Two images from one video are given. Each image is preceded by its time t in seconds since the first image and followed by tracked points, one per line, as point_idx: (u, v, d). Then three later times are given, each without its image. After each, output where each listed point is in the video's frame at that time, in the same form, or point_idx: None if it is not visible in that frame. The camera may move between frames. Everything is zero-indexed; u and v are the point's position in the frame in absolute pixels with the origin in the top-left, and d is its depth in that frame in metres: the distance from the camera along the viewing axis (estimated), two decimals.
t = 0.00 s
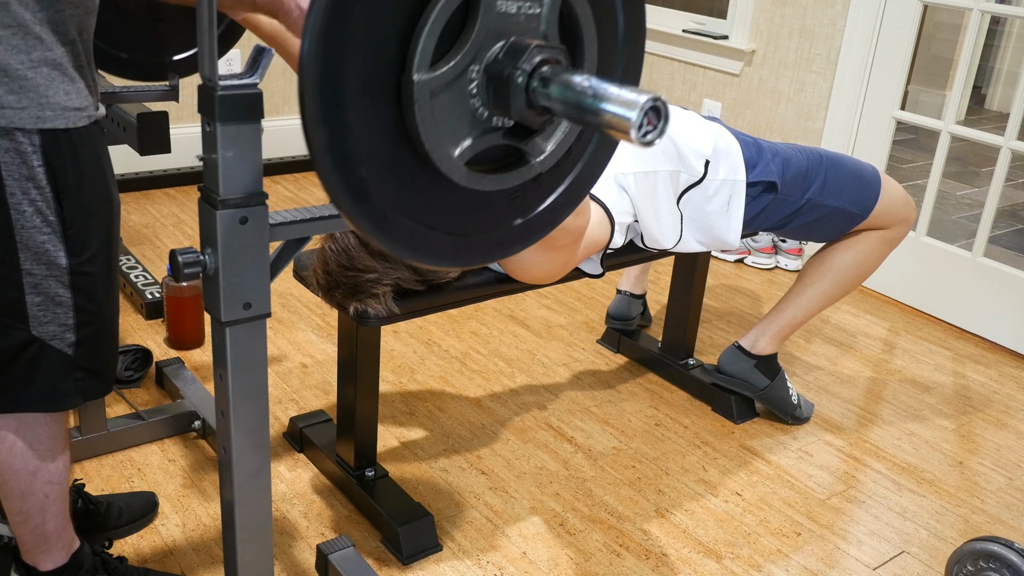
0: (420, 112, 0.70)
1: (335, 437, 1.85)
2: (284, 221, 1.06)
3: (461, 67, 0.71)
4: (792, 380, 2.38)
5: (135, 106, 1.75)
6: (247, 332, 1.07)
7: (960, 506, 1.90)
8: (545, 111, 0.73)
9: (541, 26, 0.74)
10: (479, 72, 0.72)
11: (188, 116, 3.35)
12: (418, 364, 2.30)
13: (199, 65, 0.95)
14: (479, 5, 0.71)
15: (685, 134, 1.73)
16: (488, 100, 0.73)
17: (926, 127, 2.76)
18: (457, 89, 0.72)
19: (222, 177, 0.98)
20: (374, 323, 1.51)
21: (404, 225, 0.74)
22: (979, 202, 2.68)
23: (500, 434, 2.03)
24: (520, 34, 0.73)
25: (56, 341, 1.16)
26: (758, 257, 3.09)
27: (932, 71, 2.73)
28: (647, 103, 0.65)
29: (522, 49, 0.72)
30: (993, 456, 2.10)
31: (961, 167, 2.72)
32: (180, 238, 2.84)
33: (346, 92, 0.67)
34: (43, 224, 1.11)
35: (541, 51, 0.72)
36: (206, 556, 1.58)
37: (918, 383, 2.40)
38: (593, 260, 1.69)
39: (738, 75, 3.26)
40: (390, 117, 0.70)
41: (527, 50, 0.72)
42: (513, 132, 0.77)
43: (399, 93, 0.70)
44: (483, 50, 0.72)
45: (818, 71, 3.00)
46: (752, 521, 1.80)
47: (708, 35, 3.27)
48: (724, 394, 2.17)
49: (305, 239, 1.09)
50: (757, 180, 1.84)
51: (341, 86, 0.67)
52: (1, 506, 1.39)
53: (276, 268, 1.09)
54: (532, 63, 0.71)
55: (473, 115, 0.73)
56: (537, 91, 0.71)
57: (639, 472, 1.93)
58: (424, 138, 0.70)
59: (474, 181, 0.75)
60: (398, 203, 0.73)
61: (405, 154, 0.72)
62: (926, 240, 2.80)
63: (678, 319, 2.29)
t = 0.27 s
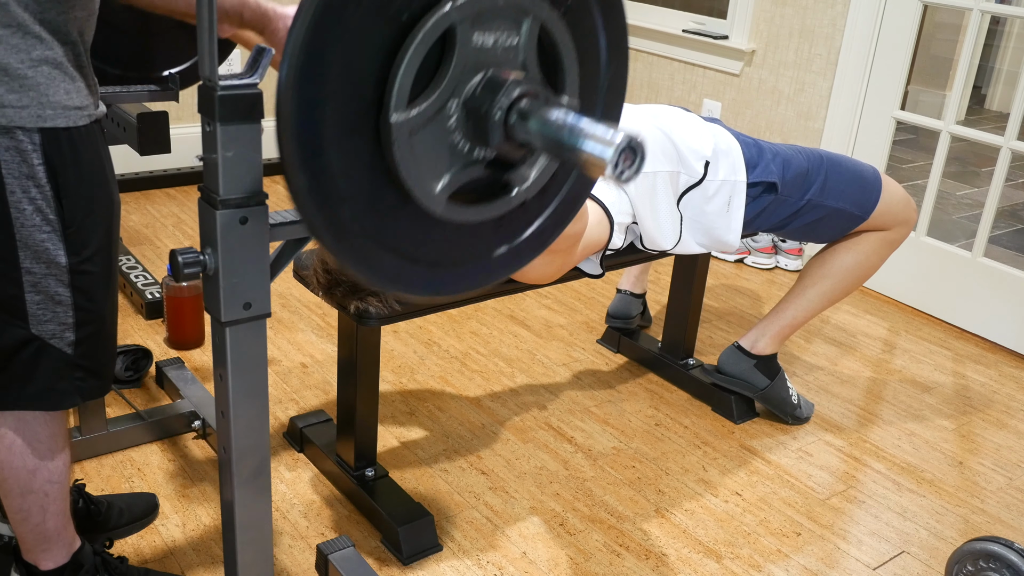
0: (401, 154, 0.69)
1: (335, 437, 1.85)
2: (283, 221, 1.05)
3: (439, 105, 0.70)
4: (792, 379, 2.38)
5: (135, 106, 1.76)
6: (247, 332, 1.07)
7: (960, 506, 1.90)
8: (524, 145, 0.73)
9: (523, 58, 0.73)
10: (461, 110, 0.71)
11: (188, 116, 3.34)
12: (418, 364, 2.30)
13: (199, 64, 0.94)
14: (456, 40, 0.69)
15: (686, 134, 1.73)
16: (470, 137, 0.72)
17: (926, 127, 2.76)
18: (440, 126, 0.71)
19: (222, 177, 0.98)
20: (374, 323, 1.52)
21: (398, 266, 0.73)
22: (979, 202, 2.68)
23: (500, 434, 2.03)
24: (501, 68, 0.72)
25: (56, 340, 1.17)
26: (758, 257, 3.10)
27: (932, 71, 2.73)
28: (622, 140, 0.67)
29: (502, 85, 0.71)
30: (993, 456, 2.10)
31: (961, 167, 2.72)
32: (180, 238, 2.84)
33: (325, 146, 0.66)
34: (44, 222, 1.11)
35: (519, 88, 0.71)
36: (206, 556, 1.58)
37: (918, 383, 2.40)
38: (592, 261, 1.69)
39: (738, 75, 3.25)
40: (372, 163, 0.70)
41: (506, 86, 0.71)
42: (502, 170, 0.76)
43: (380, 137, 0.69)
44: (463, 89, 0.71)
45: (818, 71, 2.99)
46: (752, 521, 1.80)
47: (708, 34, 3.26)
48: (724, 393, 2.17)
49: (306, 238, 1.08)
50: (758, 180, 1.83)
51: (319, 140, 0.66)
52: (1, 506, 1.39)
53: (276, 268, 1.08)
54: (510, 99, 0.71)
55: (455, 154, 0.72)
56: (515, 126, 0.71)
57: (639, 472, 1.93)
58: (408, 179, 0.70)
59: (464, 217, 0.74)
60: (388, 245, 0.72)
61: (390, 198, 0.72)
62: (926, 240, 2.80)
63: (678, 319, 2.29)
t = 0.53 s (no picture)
0: (356, 235, 0.73)
1: (335, 437, 1.85)
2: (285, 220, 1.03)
3: (394, 183, 0.74)
4: (792, 379, 2.38)
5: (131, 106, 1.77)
6: (246, 332, 1.07)
7: (960, 506, 1.90)
8: (476, 224, 0.77)
9: (481, 137, 0.76)
10: (415, 187, 0.75)
11: (188, 116, 3.34)
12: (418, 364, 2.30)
13: (199, 65, 0.93)
14: (412, 122, 0.73)
15: (686, 134, 1.73)
16: (424, 212, 0.76)
17: (926, 127, 2.76)
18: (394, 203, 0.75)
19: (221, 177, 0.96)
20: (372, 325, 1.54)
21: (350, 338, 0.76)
22: (980, 202, 2.68)
23: (499, 434, 2.03)
24: (458, 147, 0.76)
25: (51, 338, 1.17)
26: (758, 257, 3.10)
27: (932, 71, 2.73)
28: (571, 234, 0.72)
29: (458, 167, 0.75)
30: (993, 455, 2.10)
31: (962, 167, 2.72)
32: (181, 238, 2.85)
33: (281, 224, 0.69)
34: (41, 221, 1.11)
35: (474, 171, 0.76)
36: (206, 556, 1.58)
37: (918, 383, 2.40)
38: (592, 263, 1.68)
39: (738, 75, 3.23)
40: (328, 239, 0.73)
41: (462, 170, 0.75)
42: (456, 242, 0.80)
43: (335, 215, 0.72)
44: (419, 168, 0.75)
45: (818, 71, 2.99)
46: (752, 521, 1.80)
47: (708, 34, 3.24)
48: (724, 394, 2.17)
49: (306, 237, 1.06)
50: (758, 180, 1.83)
51: (274, 219, 0.69)
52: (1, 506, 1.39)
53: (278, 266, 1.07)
54: (465, 179, 0.76)
55: (410, 230, 0.76)
56: (470, 207, 0.76)
57: (639, 472, 1.93)
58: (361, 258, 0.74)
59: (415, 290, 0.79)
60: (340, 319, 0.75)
61: (345, 271, 0.75)
62: (926, 240, 2.80)
63: (678, 319, 2.29)
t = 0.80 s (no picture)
0: (319, 289, 0.75)
1: (335, 437, 1.85)
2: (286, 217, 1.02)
3: (361, 242, 0.75)
4: (792, 380, 2.38)
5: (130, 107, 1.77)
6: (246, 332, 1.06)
7: (961, 506, 1.90)
8: (440, 288, 0.78)
9: (454, 201, 0.78)
10: (385, 248, 0.77)
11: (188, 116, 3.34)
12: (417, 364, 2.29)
13: (199, 64, 0.94)
14: (384, 181, 0.74)
15: (685, 134, 1.73)
16: (391, 273, 0.77)
17: (926, 127, 2.77)
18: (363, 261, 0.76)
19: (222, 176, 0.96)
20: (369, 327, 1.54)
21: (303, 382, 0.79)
22: (980, 202, 2.68)
23: (499, 434, 2.03)
24: (431, 210, 0.77)
25: (47, 338, 1.16)
26: (758, 257, 3.10)
27: (931, 71, 2.73)
28: (529, 307, 0.70)
29: (426, 231, 0.76)
30: (993, 456, 2.10)
31: (962, 168, 2.72)
32: (180, 238, 2.84)
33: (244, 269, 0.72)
34: (38, 221, 1.11)
35: (440, 233, 0.77)
36: (206, 556, 1.58)
37: (918, 383, 2.40)
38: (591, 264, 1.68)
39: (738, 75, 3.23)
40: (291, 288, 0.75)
41: (429, 233, 0.76)
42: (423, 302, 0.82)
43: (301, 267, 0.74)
44: (390, 228, 0.76)
45: (818, 71, 2.98)
46: (752, 521, 1.80)
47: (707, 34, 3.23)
48: (724, 394, 2.17)
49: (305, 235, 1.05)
50: (757, 181, 1.83)
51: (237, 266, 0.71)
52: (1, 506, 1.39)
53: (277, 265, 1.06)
54: (430, 244, 0.76)
55: (375, 289, 0.77)
56: (434, 271, 0.77)
57: (639, 472, 1.93)
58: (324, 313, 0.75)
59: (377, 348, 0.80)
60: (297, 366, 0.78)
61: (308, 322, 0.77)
62: (926, 240, 2.80)
63: (678, 319, 2.29)
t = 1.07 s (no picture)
0: (308, 268, 0.90)
1: (335, 437, 1.85)
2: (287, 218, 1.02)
3: (354, 239, 0.92)
4: (792, 380, 2.38)
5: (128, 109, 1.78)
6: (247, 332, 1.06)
7: (961, 506, 1.90)
8: (429, 287, 0.92)
9: (440, 202, 0.96)
10: (374, 240, 0.93)
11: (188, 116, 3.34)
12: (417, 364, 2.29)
13: (199, 64, 0.94)
14: (380, 183, 0.91)
15: (688, 137, 1.74)
16: (379, 272, 0.94)
17: (926, 127, 2.77)
18: (351, 249, 0.92)
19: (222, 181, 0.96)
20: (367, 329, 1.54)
21: (272, 346, 0.93)
22: (979, 202, 2.68)
23: (499, 434, 2.03)
24: (419, 209, 0.95)
25: (49, 338, 1.16)
26: (758, 257, 3.09)
27: (931, 71, 2.73)
28: (523, 305, 0.83)
29: (415, 228, 0.92)
30: (993, 456, 2.10)
31: (961, 168, 2.72)
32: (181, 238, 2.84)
33: (237, 235, 0.86)
34: (43, 220, 1.11)
35: (431, 233, 0.92)
36: (205, 556, 1.58)
37: (918, 383, 2.40)
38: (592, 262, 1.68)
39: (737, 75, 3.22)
40: (278, 262, 0.90)
41: (420, 231, 0.92)
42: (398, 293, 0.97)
43: (294, 246, 0.90)
44: (380, 221, 0.93)
45: (818, 71, 2.98)
46: (752, 521, 1.80)
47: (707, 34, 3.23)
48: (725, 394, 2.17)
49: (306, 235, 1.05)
50: (758, 182, 1.83)
51: (232, 230, 0.85)
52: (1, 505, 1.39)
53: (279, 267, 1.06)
54: (422, 244, 0.91)
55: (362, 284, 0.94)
56: (426, 270, 0.90)
57: (639, 472, 1.93)
58: (304, 288, 0.90)
59: (347, 333, 0.95)
60: (268, 335, 0.93)
61: (294, 313, 0.94)
62: (926, 240, 2.80)
63: (678, 319, 2.29)
